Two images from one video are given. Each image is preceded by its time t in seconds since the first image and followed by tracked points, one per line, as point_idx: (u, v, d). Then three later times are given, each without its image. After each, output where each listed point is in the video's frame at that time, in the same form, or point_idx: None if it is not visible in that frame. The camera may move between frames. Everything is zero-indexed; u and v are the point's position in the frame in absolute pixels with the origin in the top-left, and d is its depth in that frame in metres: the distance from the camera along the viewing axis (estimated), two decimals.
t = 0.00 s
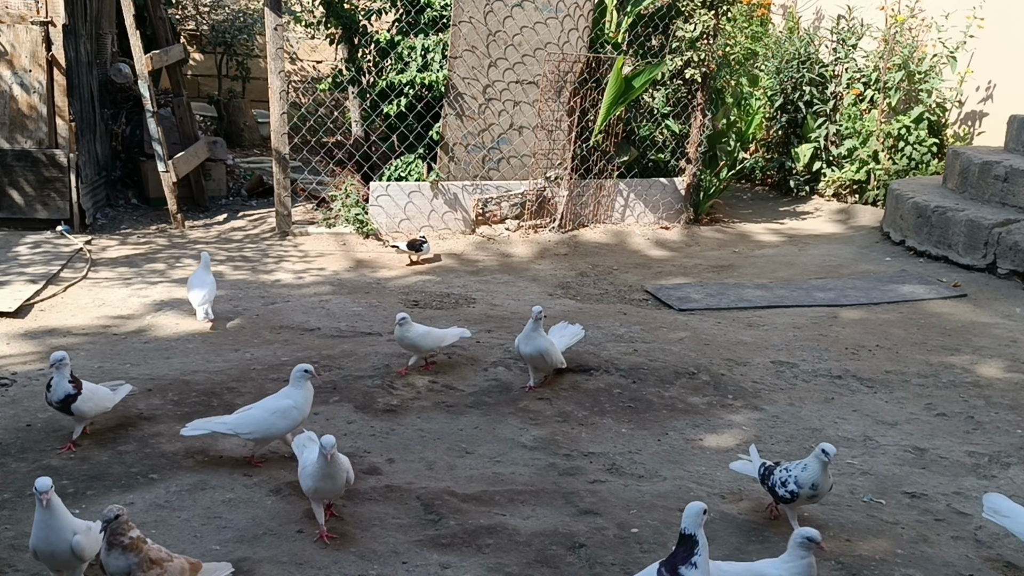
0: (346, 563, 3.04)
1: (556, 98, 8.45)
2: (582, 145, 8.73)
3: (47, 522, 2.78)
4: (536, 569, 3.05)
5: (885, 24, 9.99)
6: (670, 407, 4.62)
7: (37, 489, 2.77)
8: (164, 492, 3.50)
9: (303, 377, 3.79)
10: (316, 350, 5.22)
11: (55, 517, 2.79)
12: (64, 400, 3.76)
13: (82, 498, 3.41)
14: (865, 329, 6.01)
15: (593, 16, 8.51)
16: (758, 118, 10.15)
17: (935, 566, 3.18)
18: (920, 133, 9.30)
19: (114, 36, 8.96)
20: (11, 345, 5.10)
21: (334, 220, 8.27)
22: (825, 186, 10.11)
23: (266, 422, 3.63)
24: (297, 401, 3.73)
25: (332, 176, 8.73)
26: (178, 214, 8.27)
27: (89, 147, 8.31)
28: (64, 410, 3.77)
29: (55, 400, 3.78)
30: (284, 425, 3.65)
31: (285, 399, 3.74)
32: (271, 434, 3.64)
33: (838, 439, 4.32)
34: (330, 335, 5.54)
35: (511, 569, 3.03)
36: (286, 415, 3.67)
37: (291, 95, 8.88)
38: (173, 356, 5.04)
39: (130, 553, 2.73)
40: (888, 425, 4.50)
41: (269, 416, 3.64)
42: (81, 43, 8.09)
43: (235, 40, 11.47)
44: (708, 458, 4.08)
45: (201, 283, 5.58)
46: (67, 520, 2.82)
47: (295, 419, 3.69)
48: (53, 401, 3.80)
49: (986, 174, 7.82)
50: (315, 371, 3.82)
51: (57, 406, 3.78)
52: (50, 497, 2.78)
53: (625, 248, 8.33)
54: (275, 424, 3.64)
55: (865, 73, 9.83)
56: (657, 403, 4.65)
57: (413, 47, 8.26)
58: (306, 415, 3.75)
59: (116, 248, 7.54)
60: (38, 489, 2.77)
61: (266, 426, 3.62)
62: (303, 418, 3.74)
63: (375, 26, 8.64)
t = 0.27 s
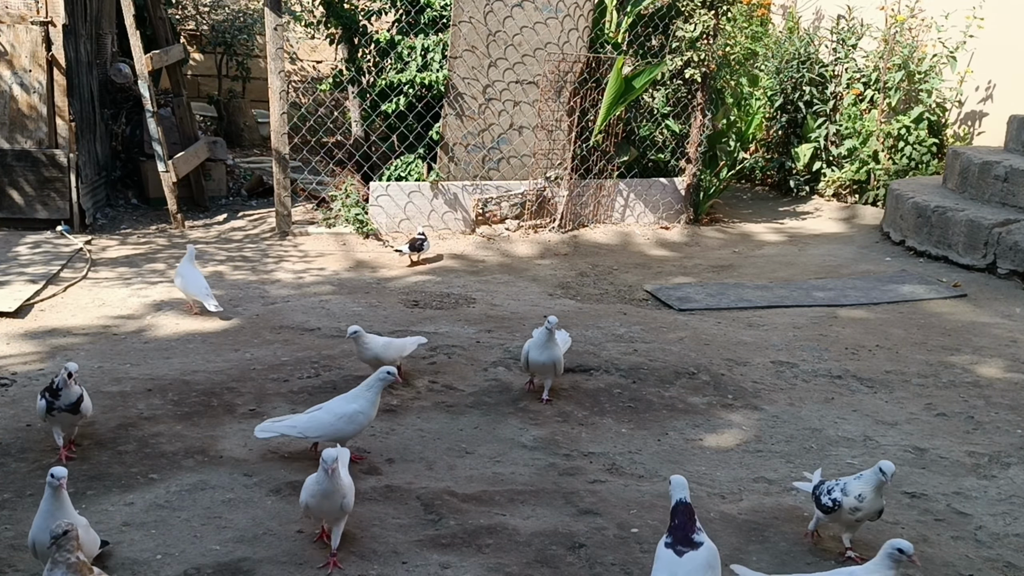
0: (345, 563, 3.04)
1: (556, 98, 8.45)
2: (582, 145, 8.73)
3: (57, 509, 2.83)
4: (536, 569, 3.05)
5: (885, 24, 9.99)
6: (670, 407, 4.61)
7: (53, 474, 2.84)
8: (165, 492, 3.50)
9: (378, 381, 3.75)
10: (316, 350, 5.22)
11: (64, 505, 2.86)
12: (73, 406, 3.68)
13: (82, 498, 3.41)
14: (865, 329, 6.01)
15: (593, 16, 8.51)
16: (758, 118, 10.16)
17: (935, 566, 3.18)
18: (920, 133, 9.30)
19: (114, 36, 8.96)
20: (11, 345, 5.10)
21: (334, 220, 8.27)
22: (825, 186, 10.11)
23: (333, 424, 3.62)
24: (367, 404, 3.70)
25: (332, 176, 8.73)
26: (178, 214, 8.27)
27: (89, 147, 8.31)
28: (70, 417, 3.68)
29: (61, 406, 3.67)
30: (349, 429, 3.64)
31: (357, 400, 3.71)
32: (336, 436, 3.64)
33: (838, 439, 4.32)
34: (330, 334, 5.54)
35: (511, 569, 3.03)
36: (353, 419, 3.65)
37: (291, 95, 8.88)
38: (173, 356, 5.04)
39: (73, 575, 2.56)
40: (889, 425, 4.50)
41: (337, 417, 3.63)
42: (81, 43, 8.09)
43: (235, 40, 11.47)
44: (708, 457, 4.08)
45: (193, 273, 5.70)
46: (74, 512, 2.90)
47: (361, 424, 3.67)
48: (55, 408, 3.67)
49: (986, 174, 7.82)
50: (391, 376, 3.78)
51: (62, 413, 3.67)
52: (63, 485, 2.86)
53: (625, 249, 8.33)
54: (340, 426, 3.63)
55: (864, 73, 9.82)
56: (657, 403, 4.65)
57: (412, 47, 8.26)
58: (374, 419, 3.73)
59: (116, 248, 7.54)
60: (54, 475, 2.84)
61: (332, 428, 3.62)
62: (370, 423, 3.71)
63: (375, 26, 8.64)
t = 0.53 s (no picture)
0: (345, 563, 3.04)
1: (556, 98, 8.45)
2: (582, 145, 8.73)
3: (59, 506, 2.81)
4: (536, 569, 3.05)
5: (885, 24, 9.99)
6: (670, 407, 4.61)
7: (58, 471, 2.82)
8: (164, 492, 3.50)
9: (438, 384, 3.78)
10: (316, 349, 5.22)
11: (66, 503, 2.84)
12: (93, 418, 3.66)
13: (82, 498, 3.41)
14: (865, 329, 6.01)
15: (593, 16, 8.51)
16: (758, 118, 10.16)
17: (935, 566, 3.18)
18: (920, 133, 9.30)
19: (114, 36, 8.96)
20: (11, 345, 5.10)
21: (334, 220, 8.26)
22: (825, 186, 10.12)
23: (392, 424, 3.67)
24: (427, 406, 3.74)
25: (332, 175, 8.73)
26: (178, 214, 8.27)
27: (89, 147, 8.31)
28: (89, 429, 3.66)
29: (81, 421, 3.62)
30: (410, 429, 3.68)
31: (418, 403, 3.76)
32: (395, 437, 3.67)
33: (838, 439, 4.32)
34: (330, 335, 5.54)
35: (510, 569, 3.03)
36: (413, 419, 3.70)
37: (291, 95, 8.87)
38: (173, 356, 5.04)
39: None
40: (888, 425, 4.50)
41: (397, 418, 3.69)
42: (81, 43, 8.09)
43: (235, 40, 11.47)
44: (708, 458, 4.08)
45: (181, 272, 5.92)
46: (75, 510, 2.87)
47: (422, 425, 3.70)
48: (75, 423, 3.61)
49: (986, 175, 7.82)
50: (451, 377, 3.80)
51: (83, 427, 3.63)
52: (66, 482, 2.84)
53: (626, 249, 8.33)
54: (400, 427, 3.67)
55: (864, 73, 9.82)
56: (657, 403, 4.65)
57: (413, 47, 8.26)
58: (436, 422, 3.76)
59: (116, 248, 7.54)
60: (58, 471, 2.82)
61: (392, 428, 3.66)
62: (431, 425, 3.74)
63: (375, 26, 8.64)
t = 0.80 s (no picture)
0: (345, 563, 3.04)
1: (556, 99, 8.45)
2: (582, 145, 8.72)
3: (62, 506, 2.83)
4: (536, 569, 3.05)
5: (885, 25, 9.99)
6: (670, 407, 4.62)
7: (63, 472, 2.88)
8: (164, 492, 3.50)
9: (508, 393, 3.75)
10: (316, 349, 5.22)
11: (70, 504, 2.86)
12: (112, 413, 3.67)
13: (82, 498, 3.42)
14: (865, 329, 6.02)
15: (593, 16, 8.52)
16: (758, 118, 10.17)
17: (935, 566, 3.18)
18: (920, 132, 9.30)
19: (114, 36, 8.96)
20: (12, 345, 5.10)
21: (334, 220, 8.26)
22: (825, 186, 10.12)
23: (462, 432, 3.65)
24: (496, 414, 3.71)
25: (332, 176, 8.75)
26: (178, 214, 8.27)
27: (89, 147, 8.31)
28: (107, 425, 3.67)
29: (101, 413, 3.63)
30: (479, 437, 3.65)
31: (489, 411, 3.72)
32: (464, 444, 3.65)
33: (838, 439, 4.33)
34: (330, 334, 5.54)
35: (511, 569, 3.03)
36: (483, 427, 3.67)
37: (291, 95, 8.87)
38: (173, 356, 5.04)
39: None
40: (888, 425, 4.50)
41: (467, 425, 3.67)
42: (81, 43, 8.09)
43: (235, 40, 11.47)
44: (708, 458, 4.08)
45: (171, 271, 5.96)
46: (77, 513, 2.89)
47: (491, 434, 3.67)
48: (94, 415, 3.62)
49: (986, 175, 7.82)
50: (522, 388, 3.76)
51: (102, 421, 3.64)
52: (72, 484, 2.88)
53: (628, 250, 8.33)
54: (469, 434, 3.65)
55: (864, 73, 9.82)
56: (657, 403, 4.66)
57: (413, 47, 8.26)
58: (506, 431, 3.71)
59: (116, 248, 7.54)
60: (64, 472, 2.88)
61: (462, 435, 3.64)
62: (501, 434, 3.70)
63: (375, 26, 8.64)
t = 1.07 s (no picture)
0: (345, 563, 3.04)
1: (556, 99, 8.45)
2: (582, 145, 8.73)
3: (76, 520, 2.79)
4: (536, 569, 3.05)
5: (885, 25, 9.99)
6: (670, 407, 4.62)
7: (77, 488, 2.78)
8: (164, 492, 3.50)
9: (584, 400, 3.68)
10: (316, 349, 5.22)
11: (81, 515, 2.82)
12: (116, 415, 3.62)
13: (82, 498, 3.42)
14: (865, 329, 6.02)
15: (593, 16, 8.52)
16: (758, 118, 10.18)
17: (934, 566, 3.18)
18: (920, 133, 9.30)
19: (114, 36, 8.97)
20: (11, 345, 5.10)
21: (334, 220, 8.27)
22: (825, 186, 10.12)
23: (537, 440, 3.59)
24: (572, 424, 3.65)
25: (332, 176, 8.79)
26: (178, 214, 8.27)
27: (89, 147, 8.32)
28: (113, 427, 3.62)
29: (105, 416, 3.58)
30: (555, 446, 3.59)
31: (564, 419, 3.66)
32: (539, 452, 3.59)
33: (838, 439, 4.33)
34: (330, 334, 5.54)
35: (511, 569, 3.04)
36: (559, 437, 3.61)
37: (291, 95, 8.87)
38: (173, 356, 5.04)
39: None
40: (888, 425, 4.50)
41: (543, 434, 3.60)
42: (81, 43, 8.09)
43: (235, 40, 11.48)
44: (708, 458, 4.08)
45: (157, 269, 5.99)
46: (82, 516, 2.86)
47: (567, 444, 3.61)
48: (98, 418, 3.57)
49: (986, 175, 7.82)
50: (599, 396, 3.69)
51: (107, 425, 3.59)
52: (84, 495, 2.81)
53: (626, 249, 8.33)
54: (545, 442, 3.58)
55: (864, 73, 9.81)
56: (657, 403, 4.66)
57: (413, 47, 8.26)
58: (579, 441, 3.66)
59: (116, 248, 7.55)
60: (77, 488, 2.78)
61: (538, 443, 3.58)
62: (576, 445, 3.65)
63: (375, 26, 8.64)
